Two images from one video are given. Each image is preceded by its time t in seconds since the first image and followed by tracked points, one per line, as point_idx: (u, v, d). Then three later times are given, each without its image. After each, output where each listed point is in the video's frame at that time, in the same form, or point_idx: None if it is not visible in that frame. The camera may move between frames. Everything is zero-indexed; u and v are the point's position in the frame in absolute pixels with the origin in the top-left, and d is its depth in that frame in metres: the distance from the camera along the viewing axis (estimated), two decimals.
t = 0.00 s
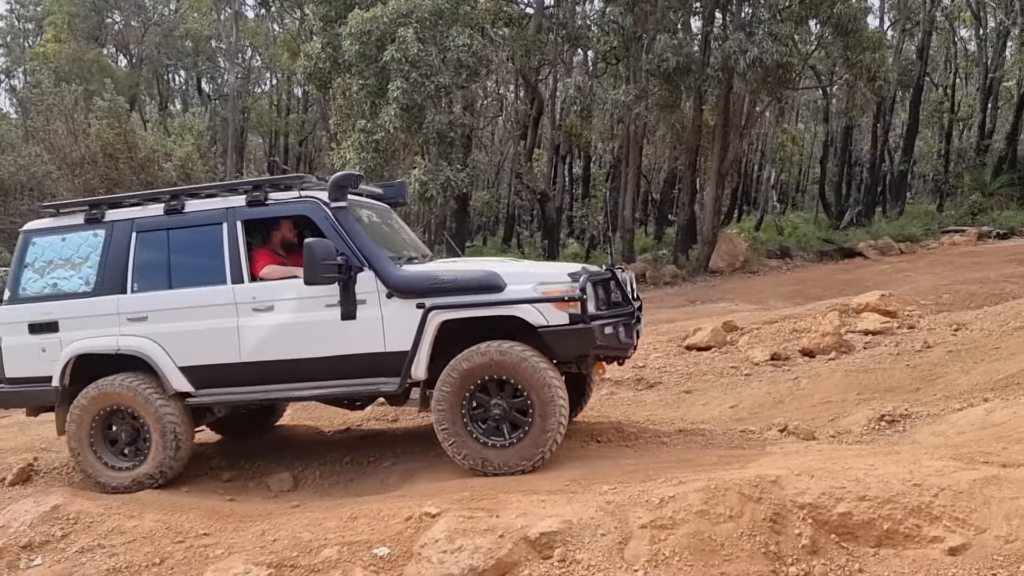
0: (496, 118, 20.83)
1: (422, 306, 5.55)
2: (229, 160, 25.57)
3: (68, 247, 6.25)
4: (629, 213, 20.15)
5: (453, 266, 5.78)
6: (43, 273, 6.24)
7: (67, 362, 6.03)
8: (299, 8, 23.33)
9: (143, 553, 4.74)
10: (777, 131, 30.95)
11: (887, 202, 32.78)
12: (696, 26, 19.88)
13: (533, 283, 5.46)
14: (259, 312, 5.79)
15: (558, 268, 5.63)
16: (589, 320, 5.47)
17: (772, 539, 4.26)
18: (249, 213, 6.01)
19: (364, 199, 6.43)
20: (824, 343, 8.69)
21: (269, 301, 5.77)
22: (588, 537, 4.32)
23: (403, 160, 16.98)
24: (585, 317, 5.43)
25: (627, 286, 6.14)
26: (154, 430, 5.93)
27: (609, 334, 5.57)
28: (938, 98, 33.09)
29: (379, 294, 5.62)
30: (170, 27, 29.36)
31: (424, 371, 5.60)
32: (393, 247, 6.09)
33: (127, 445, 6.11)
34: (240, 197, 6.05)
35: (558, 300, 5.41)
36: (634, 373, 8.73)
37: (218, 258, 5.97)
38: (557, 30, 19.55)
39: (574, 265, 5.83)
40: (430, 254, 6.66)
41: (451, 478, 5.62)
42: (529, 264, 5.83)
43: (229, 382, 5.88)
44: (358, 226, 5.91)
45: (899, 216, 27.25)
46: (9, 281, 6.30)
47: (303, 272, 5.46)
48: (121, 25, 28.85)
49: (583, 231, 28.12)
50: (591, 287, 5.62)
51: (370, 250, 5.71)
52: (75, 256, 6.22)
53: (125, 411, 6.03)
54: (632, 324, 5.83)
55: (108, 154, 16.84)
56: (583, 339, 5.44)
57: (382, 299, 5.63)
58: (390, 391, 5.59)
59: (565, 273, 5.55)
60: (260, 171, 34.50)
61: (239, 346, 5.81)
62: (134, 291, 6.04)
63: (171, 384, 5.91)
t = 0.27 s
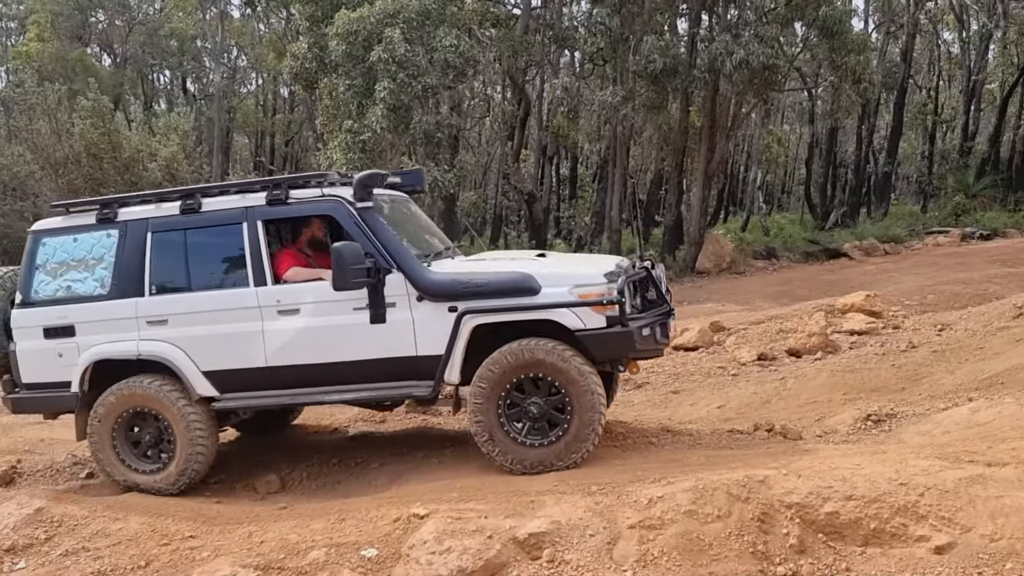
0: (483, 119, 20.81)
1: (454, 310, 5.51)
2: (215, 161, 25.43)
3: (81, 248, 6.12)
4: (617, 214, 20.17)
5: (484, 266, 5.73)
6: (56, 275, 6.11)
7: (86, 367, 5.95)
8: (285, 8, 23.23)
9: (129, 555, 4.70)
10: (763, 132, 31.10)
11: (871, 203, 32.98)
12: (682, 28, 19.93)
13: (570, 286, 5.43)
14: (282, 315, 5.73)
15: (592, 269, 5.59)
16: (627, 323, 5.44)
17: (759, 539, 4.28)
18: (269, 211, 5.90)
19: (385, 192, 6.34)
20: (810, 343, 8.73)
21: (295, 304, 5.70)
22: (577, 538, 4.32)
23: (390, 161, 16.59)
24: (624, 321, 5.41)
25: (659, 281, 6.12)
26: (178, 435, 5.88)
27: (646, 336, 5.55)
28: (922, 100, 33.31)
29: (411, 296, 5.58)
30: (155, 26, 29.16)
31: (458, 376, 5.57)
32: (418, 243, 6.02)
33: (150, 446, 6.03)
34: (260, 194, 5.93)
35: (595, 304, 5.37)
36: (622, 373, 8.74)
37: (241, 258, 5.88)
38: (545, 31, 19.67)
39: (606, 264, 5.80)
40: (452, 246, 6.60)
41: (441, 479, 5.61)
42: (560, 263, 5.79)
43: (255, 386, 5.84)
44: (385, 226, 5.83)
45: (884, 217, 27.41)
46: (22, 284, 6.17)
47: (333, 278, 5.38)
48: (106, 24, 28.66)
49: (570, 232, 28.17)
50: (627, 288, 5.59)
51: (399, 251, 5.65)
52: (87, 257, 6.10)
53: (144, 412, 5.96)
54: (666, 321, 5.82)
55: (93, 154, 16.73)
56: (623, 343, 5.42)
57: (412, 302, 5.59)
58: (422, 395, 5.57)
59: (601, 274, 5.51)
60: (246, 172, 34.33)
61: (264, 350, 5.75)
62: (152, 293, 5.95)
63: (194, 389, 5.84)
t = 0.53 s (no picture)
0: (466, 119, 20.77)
1: (496, 305, 5.49)
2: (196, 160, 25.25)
3: (106, 248, 5.88)
4: (600, 215, 20.23)
5: (522, 260, 5.70)
6: (79, 276, 5.85)
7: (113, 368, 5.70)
8: (267, 7, 23.08)
9: (108, 559, 4.63)
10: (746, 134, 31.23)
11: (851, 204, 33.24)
12: (665, 30, 20.01)
13: (612, 279, 5.44)
14: (318, 313, 5.60)
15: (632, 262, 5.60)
16: (669, 315, 5.48)
17: (744, 539, 4.28)
18: (302, 208, 5.76)
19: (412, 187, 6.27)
20: (792, 343, 8.77)
21: (330, 301, 5.58)
22: (562, 539, 4.30)
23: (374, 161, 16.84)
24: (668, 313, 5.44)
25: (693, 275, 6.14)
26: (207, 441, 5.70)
27: (688, 328, 5.58)
28: (902, 103, 33.59)
29: (450, 292, 5.52)
30: (135, 24, 28.89)
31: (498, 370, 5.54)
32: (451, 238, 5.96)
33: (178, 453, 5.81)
34: (292, 190, 5.78)
35: (639, 297, 5.40)
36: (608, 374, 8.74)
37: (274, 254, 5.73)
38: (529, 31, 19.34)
39: (644, 256, 5.81)
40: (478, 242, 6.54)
41: (427, 480, 5.57)
42: (598, 256, 5.79)
43: (286, 387, 5.69)
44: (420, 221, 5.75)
45: (864, 219, 27.62)
46: (41, 286, 5.86)
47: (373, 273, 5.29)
48: (84, 21, 28.34)
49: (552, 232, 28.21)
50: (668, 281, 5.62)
51: (437, 246, 5.58)
52: (112, 257, 5.86)
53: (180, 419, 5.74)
54: (704, 314, 5.86)
55: (71, 153, 16.56)
56: (668, 335, 5.44)
57: (452, 298, 5.53)
58: (464, 392, 5.52)
59: (642, 267, 5.53)
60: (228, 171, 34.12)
61: (299, 349, 5.61)
62: (181, 293, 5.74)
63: (228, 390, 5.65)
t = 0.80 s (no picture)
0: (440, 119, 20.70)
1: (535, 304, 5.51)
2: (166, 159, 24.94)
3: (125, 248, 5.73)
4: (574, 216, 20.24)
5: (558, 259, 5.75)
6: (98, 276, 5.69)
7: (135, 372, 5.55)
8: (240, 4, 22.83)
9: (75, 566, 4.54)
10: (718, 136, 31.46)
11: (822, 206, 33.62)
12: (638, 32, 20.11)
13: (652, 278, 5.52)
14: (351, 313, 5.54)
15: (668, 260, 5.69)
16: (709, 313, 5.58)
17: (717, 540, 4.29)
18: (333, 207, 5.69)
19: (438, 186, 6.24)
20: (764, 344, 8.84)
21: (363, 301, 5.52)
22: (537, 541, 4.29)
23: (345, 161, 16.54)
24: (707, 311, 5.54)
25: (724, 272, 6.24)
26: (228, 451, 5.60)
27: (727, 326, 5.68)
28: (870, 106, 34.05)
29: (488, 290, 5.52)
30: (104, 21, 28.45)
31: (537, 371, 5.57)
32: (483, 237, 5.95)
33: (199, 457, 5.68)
34: (322, 189, 5.71)
35: (679, 295, 5.49)
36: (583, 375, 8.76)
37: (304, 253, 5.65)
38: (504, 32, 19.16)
39: (678, 255, 5.90)
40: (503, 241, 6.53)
41: (401, 483, 5.52)
42: (633, 255, 5.86)
43: (313, 388, 5.62)
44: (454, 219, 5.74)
45: (835, 220, 27.95)
46: (58, 288, 5.69)
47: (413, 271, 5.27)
48: (52, 18, 27.87)
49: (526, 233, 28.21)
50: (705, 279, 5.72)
51: (473, 244, 5.56)
52: (133, 257, 5.71)
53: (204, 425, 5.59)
54: (740, 310, 5.96)
55: (37, 152, 16.25)
56: (708, 333, 5.54)
57: (488, 297, 5.53)
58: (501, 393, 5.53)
59: (679, 265, 5.62)
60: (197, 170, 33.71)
61: (332, 349, 5.55)
62: (205, 293, 5.62)
63: (256, 393, 5.57)
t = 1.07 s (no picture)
0: (397, 119, 20.56)
1: (553, 305, 5.54)
2: (115, 156, 24.40)
3: (128, 244, 5.58)
4: (532, 216, 20.26)
5: (576, 260, 5.77)
6: (99, 273, 5.54)
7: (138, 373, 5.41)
8: None
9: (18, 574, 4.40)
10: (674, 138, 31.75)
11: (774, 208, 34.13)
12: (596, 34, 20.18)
13: (671, 280, 5.59)
14: (365, 313, 5.48)
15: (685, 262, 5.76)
16: (726, 315, 5.67)
17: (674, 538, 4.32)
18: (347, 204, 5.62)
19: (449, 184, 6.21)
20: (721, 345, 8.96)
21: (379, 301, 5.46)
22: (494, 543, 4.29)
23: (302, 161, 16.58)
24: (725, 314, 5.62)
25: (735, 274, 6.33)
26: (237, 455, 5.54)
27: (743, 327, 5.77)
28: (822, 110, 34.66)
29: (507, 291, 5.52)
30: (50, 15, 27.75)
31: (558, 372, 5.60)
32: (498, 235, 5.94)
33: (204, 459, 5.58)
34: (336, 186, 5.64)
35: (698, 297, 5.57)
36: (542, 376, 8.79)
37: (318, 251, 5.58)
38: (460, 32, 19.27)
39: (692, 256, 5.97)
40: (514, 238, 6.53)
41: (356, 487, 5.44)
42: (650, 256, 5.92)
43: (322, 388, 5.56)
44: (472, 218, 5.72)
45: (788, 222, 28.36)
46: (55, 285, 5.51)
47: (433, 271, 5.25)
48: None
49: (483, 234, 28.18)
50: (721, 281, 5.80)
51: (493, 244, 5.55)
52: (136, 253, 5.57)
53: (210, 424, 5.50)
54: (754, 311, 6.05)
55: None
56: (727, 334, 5.62)
57: (506, 297, 5.53)
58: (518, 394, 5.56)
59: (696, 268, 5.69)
60: (148, 169, 33.05)
61: (346, 349, 5.49)
62: (212, 292, 5.51)
63: (266, 394, 5.48)
